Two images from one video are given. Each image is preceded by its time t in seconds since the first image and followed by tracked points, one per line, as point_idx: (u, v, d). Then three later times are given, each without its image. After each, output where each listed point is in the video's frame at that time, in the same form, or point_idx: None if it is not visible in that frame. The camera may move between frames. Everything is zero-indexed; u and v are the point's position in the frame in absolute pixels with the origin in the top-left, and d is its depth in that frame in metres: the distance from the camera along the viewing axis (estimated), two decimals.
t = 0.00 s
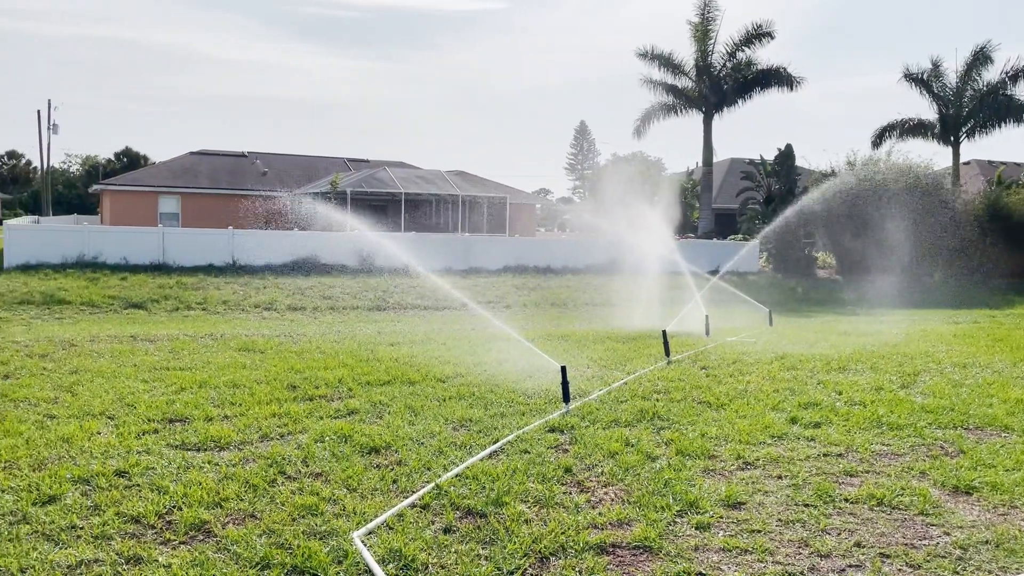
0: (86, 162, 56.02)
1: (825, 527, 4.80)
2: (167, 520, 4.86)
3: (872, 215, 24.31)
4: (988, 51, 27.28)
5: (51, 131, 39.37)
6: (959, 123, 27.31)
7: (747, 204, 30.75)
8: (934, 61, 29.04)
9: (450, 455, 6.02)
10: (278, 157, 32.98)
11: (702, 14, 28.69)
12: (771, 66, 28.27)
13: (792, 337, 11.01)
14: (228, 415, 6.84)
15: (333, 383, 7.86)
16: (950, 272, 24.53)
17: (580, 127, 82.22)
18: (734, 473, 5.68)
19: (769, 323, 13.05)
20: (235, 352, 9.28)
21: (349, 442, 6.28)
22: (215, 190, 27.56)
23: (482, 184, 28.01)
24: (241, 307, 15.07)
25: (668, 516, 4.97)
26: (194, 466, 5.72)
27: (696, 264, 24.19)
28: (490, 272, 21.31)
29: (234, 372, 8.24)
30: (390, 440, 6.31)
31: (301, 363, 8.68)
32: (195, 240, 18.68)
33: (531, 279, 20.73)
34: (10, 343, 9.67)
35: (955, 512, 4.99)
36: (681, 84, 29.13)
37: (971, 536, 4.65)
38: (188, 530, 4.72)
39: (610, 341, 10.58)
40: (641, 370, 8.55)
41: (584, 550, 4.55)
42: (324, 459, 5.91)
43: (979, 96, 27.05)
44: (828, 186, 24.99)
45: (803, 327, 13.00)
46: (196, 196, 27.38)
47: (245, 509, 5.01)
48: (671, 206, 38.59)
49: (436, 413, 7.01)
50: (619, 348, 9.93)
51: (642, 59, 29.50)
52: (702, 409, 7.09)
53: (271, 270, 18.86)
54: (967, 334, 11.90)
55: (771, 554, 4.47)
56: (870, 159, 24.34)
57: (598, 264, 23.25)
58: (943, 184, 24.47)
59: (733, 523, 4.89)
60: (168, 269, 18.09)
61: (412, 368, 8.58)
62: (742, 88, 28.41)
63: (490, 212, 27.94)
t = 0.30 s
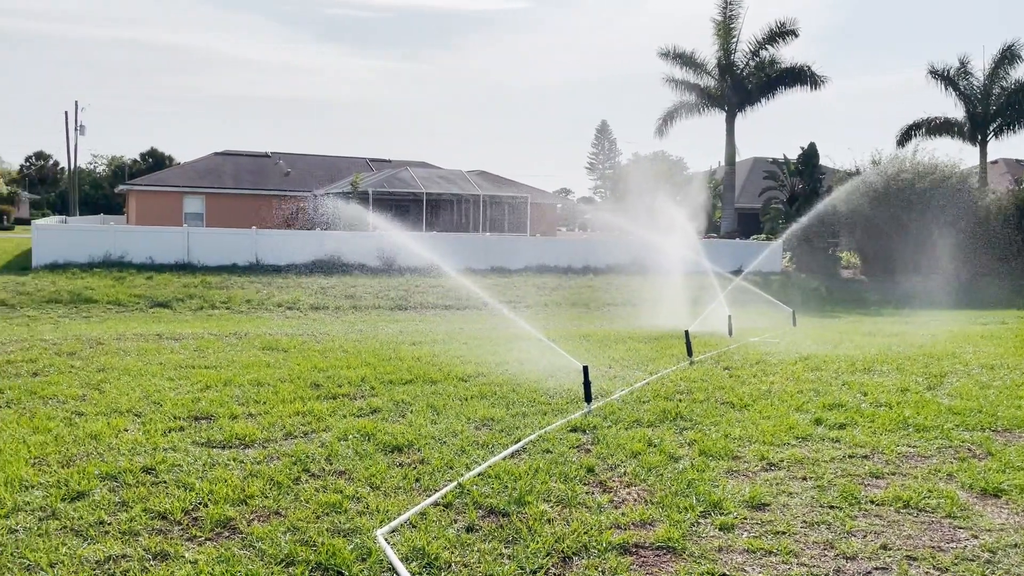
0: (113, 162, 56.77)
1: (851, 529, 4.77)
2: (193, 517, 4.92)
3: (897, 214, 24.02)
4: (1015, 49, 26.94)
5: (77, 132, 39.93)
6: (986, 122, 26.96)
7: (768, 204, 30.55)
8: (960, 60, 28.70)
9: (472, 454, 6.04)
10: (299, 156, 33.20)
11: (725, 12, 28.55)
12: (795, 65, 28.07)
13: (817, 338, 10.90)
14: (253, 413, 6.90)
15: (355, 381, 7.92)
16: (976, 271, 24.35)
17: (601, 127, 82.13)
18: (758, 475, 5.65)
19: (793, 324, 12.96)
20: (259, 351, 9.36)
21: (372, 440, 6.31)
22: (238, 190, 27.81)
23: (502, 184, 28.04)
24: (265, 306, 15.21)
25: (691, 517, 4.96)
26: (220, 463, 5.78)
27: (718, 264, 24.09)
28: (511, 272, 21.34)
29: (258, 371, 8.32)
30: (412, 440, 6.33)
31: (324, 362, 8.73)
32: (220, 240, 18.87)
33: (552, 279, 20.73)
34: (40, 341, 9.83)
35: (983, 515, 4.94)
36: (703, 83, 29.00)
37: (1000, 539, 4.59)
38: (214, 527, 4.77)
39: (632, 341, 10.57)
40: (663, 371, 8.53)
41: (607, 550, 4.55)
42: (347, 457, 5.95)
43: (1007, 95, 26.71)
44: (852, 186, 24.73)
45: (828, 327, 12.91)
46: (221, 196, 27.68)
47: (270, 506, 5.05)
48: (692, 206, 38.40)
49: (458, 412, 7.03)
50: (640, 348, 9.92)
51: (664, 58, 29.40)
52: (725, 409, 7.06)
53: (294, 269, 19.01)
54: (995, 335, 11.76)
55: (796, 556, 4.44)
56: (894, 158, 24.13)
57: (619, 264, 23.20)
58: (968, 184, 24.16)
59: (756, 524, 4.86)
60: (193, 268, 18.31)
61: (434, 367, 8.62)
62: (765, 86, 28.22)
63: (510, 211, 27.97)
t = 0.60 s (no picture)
0: (138, 162, 57.50)
1: (876, 532, 4.73)
2: (218, 514, 4.97)
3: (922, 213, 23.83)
4: None
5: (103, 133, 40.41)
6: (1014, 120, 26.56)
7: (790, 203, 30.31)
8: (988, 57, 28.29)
9: (494, 455, 6.05)
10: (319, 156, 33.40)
11: (748, 10, 28.35)
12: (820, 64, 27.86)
13: (841, 340, 10.78)
14: (277, 412, 6.96)
15: (377, 381, 7.97)
16: (1004, 271, 24.02)
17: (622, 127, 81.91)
18: (782, 477, 5.61)
19: (817, 325, 12.86)
20: (282, 350, 9.44)
21: (395, 440, 6.34)
22: (260, 191, 28.04)
23: (521, 183, 28.08)
24: (288, 306, 15.33)
25: (714, 518, 4.94)
26: (245, 462, 5.84)
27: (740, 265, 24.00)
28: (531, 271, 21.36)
29: (282, 370, 8.38)
30: (434, 440, 6.35)
31: (347, 362, 8.78)
32: (243, 240, 19.05)
33: (573, 279, 20.72)
34: (69, 340, 9.97)
35: (1011, 519, 4.88)
36: (726, 82, 28.84)
37: None
38: (239, 525, 4.82)
39: (653, 341, 10.55)
40: (686, 371, 8.51)
41: (630, 551, 4.54)
42: (370, 456, 5.99)
43: None
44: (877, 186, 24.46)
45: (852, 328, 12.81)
46: (244, 197, 27.93)
47: (294, 505, 5.09)
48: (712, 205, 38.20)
49: (479, 412, 7.05)
50: (662, 348, 9.90)
51: (685, 57, 29.26)
52: (748, 411, 7.03)
53: (316, 269, 19.14)
54: None
55: (821, 559, 4.42)
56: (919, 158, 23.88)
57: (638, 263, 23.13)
58: (996, 182, 23.82)
59: (781, 527, 4.83)
60: (217, 268, 18.50)
61: (456, 366, 8.65)
62: (788, 85, 28.02)
63: (530, 211, 27.99)
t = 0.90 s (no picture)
0: (161, 164, 58.12)
1: (901, 534, 4.68)
2: (242, 513, 5.01)
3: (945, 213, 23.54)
4: None
5: (126, 135, 40.84)
6: None
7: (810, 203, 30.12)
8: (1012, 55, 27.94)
9: (514, 454, 6.05)
10: (338, 157, 33.60)
11: (768, 9, 28.18)
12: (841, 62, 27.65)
13: (863, 340, 10.71)
14: (298, 412, 7.01)
15: (397, 380, 8.01)
16: None
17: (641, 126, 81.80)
18: (804, 478, 5.58)
19: (839, 326, 12.79)
20: (303, 350, 9.50)
21: (415, 439, 6.37)
22: (280, 191, 28.25)
23: (540, 183, 28.09)
24: (308, 306, 15.44)
25: (736, 520, 4.91)
26: (267, 460, 5.88)
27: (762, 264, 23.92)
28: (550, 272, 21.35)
29: (303, 369, 8.43)
30: (455, 439, 6.36)
31: (367, 362, 8.82)
32: (264, 240, 19.19)
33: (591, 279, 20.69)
34: (94, 339, 10.10)
35: None
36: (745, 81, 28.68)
37: None
38: (261, 523, 4.85)
39: (673, 341, 10.53)
40: (706, 371, 8.48)
41: (651, 552, 4.53)
42: (391, 455, 6.01)
43: None
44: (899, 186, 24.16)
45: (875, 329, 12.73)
46: (265, 197, 28.16)
47: (316, 503, 5.12)
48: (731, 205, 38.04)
49: (499, 412, 7.07)
50: (683, 349, 9.87)
51: (705, 56, 29.14)
52: (770, 412, 6.99)
53: (336, 269, 19.24)
54: None
55: (845, 562, 4.38)
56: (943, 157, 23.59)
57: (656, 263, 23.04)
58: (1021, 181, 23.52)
59: (804, 528, 4.80)
60: (238, 268, 18.65)
61: (476, 366, 8.67)
62: (808, 84, 27.82)
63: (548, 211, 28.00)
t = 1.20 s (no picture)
0: (178, 165, 58.54)
1: (921, 537, 4.64)
2: (260, 512, 5.04)
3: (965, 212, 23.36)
4: None
5: (144, 136, 41.19)
6: None
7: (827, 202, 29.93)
8: None
9: (531, 455, 6.06)
10: (354, 157, 33.74)
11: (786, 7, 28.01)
12: (860, 60, 27.46)
13: (882, 341, 10.65)
14: (315, 411, 7.05)
15: (414, 380, 8.04)
16: None
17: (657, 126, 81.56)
18: (823, 479, 5.55)
19: (857, 325, 12.73)
20: (320, 349, 9.56)
21: (432, 439, 6.38)
22: (297, 191, 28.40)
23: (555, 183, 28.08)
24: (324, 305, 15.52)
25: (754, 521, 4.89)
26: (285, 460, 5.91)
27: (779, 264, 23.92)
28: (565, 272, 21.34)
29: (320, 369, 8.47)
30: (471, 439, 6.38)
31: (384, 361, 8.86)
32: (281, 241, 19.29)
33: (608, 279, 20.65)
34: (114, 339, 10.19)
35: None
36: (763, 80, 28.53)
37: None
38: (280, 522, 4.88)
39: (690, 341, 10.51)
40: (724, 372, 8.46)
41: (669, 553, 4.52)
42: (408, 455, 6.03)
43: None
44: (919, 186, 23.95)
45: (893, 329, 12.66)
46: (282, 198, 28.34)
47: (333, 503, 5.15)
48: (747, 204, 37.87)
49: (515, 412, 7.08)
50: (700, 349, 9.84)
51: (722, 55, 29.00)
52: (788, 412, 6.95)
53: (352, 270, 19.30)
54: None
55: (865, 564, 4.35)
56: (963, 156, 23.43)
57: (672, 262, 22.95)
58: None
59: (822, 530, 4.77)
60: (255, 269, 18.78)
61: (491, 366, 8.69)
62: (827, 82, 27.63)
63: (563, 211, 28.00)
